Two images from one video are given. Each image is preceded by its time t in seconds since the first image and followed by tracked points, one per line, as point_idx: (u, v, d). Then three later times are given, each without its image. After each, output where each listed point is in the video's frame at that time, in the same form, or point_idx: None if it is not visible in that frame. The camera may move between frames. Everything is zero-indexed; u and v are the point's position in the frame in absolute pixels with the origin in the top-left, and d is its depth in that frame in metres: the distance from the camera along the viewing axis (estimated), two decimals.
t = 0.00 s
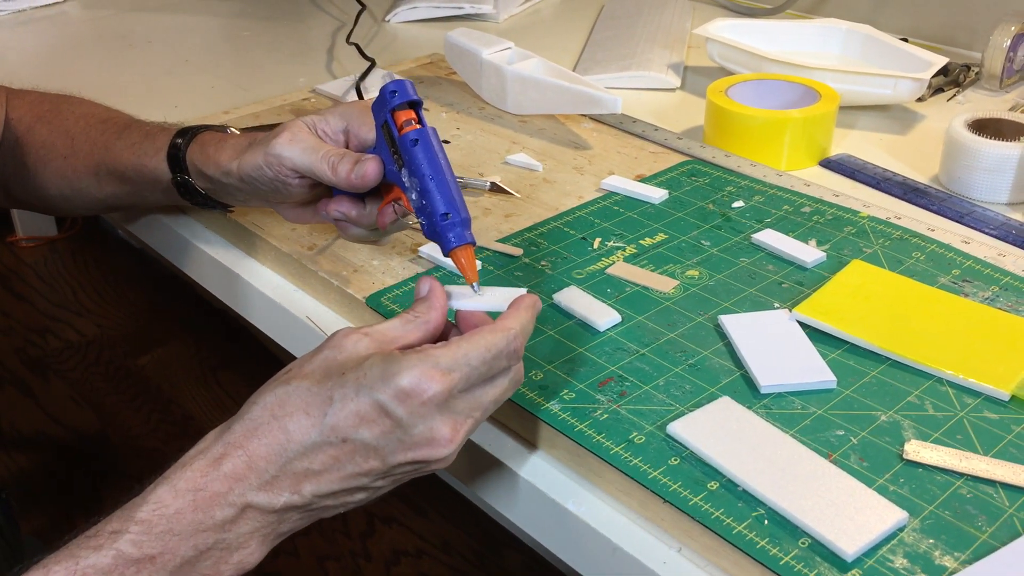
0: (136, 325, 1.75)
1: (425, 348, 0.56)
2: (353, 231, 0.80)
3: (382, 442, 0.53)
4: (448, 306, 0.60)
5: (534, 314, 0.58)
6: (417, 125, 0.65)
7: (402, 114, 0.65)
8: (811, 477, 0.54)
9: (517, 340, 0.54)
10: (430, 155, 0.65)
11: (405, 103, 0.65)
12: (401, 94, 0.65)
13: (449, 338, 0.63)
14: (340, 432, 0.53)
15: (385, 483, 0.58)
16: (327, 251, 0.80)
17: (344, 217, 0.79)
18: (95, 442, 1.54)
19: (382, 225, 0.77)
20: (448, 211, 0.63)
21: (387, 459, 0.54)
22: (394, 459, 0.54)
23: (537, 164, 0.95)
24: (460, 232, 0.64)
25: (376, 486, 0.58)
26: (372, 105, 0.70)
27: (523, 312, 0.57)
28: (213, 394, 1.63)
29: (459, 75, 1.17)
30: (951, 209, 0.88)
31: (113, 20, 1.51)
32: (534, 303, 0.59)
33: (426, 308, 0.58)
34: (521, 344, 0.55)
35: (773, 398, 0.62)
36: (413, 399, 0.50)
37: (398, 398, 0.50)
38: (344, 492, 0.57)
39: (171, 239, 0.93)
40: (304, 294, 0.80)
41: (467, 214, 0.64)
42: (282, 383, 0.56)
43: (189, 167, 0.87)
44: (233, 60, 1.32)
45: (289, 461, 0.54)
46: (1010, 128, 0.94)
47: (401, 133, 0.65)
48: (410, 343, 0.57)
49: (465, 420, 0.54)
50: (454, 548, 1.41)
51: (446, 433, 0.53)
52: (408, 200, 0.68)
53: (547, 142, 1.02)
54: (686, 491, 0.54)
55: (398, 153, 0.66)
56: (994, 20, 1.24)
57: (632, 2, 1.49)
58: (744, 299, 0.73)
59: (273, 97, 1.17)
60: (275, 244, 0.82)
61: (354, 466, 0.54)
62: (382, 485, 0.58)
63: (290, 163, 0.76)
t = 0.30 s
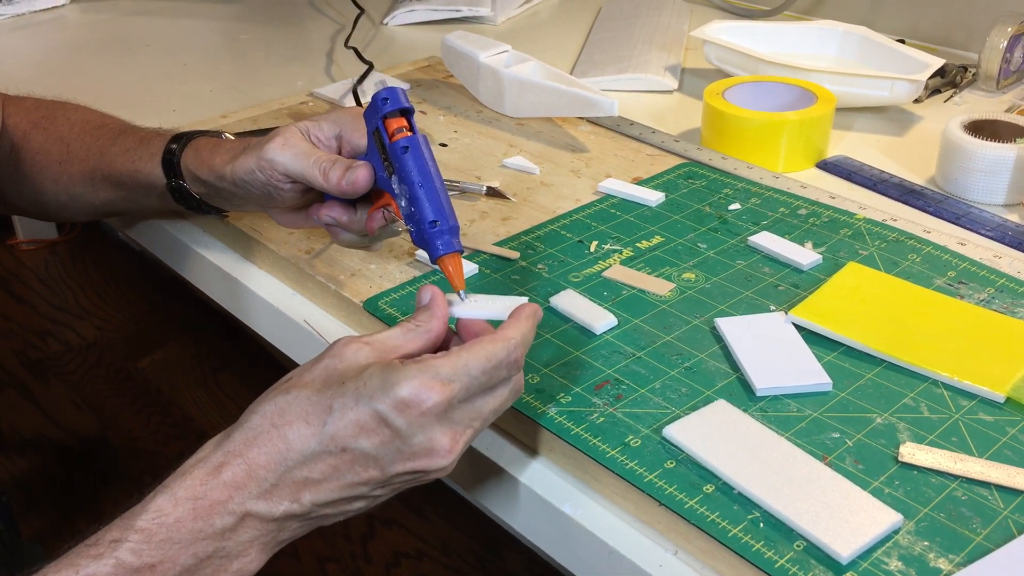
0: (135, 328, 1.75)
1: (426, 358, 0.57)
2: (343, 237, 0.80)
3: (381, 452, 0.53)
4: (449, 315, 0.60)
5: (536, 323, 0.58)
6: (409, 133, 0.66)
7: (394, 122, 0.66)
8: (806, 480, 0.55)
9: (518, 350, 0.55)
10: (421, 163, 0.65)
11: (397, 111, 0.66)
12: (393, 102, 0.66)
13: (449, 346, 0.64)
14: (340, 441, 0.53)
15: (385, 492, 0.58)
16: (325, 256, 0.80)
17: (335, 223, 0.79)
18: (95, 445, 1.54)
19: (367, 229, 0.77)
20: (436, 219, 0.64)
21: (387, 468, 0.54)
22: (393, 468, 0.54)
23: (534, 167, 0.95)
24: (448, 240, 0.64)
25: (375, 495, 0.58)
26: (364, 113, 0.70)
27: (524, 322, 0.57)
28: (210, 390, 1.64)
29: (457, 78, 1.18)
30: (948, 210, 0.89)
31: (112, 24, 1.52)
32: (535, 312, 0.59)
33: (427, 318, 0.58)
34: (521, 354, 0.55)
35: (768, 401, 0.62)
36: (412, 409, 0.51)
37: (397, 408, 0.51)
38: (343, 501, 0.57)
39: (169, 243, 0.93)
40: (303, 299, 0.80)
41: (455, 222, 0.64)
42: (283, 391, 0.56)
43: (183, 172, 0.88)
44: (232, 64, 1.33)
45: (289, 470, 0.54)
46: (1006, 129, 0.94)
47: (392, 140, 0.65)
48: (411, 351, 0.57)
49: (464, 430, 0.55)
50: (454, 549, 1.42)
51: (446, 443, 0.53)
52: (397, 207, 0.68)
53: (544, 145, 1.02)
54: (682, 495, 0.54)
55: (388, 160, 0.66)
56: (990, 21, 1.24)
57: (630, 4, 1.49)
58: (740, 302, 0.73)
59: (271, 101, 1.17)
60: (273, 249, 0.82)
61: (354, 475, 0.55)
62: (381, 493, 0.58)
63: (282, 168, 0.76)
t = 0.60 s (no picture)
0: (138, 329, 1.75)
1: (424, 358, 0.57)
2: (337, 233, 0.80)
3: (379, 451, 0.53)
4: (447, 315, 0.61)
5: (533, 322, 0.58)
6: (400, 133, 0.66)
7: (386, 121, 0.66)
8: (804, 477, 0.55)
9: (515, 349, 0.55)
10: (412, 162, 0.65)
11: (389, 110, 0.66)
12: (386, 101, 0.66)
13: (448, 345, 0.64)
14: (338, 440, 0.53)
15: (383, 490, 0.58)
16: (324, 256, 0.80)
17: (328, 219, 0.79)
18: (97, 446, 1.54)
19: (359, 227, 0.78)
20: (426, 218, 0.64)
21: (385, 467, 0.55)
22: (391, 467, 0.55)
23: (534, 166, 0.95)
24: (437, 239, 0.64)
25: (374, 493, 0.58)
26: (357, 112, 0.70)
27: (520, 321, 0.58)
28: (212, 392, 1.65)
29: (457, 77, 1.18)
30: (947, 208, 0.89)
31: (112, 25, 1.52)
32: (531, 309, 0.59)
33: (425, 318, 0.58)
34: (519, 352, 0.55)
35: (766, 398, 0.62)
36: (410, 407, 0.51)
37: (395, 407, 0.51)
38: (341, 498, 0.57)
39: (168, 242, 0.93)
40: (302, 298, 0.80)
41: (445, 222, 0.65)
42: (282, 390, 0.56)
43: (179, 168, 0.88)
44: (232, 64, 1.33)
45: (287, 469, 0.55)
46: (1006, 127, 0.94)
47: (384, 139, 0.66)
48: (410, 352, 0.57)
49: (462, 429, 0.55)
50: (455, 548, 1.42)
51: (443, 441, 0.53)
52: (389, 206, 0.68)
53: (543, 144, 1.02)
54: (679, 492, 0.54)
55: (380, 160, 0.66)
56: (991, 19, 1.24)
57: (630, 3, 1.49)
58: (739, 300, 0.73)
59: (271, 100, 1.17)
60: (270, 247, 0.82)
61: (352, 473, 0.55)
62: (380, 492, 0.58)
63: (275, 164, 0.77)
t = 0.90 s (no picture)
0: (144, 334, 1.75)
1: (421, 356, 0.57)
2: (355, 233, 0.81)
3: (379, 447, 0.54)
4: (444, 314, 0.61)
5: (527, 318, 0.58)
6: (418, 127, 0.66)
7: (403, 116, 0.66)
8: (809, 481, 0.55)
9: (511, 344, 0.55)
10: (430, 157, 0.65)
11: (405, 105, 0.66)
12: (401, 96, 0.66)
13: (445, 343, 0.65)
14: (338, 437, 0.54)
15: (383, 486, 0.59)
16: (328, 259, 0.81)
17: (345, 219, 0.79)
18: (101, 448, 1.55)
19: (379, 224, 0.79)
20: (445, 211, 0.64)
21: (385, 463, 0.55)
22: (391, 463, 0.55)
23: (538, 169, 0.96)
24: (457, 231, 0.65)
25: (374, 489, 0.59)
26: (373, 106, 0.70)
27: (516, 316, 0.58)
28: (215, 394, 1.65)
29: (462, 81, 1.18)
30: (952, 211, 0.89)
31: (118, 29, 1.53)
32: (525, 304, 0.60)
33: (421, 318, 0.59)
34: (514, 347, 0.55)
35: (771, 402, 0.62)
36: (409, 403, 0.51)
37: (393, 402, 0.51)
38: (341, 495, 0.58)
39: (174, 245, 0.94)
40: (306, 301, 0.81)
41: (464, 214, 0.65)
42: (281, 389, 0.57)
43: (194, 173, 0.88)
44: (237, 68, 1.34)
45: (288, 466, 0.55)
46: (1010, 130, 0.94)
47: (400, 134, 0.66)
48: (406, 351, 0.58)
49: (460, 424, 0.55)
50: (459, 551, 1.42)
51: (441, 436, 0.54)
52: (408, 199, 0.68)
53: (547, 147, 1.02)
54: (684, 496, 0.54)
55: (398, 154, 0.67)
56: (996, 22, 1.24)
57: (634, 7, 1.49)
58: (744, 303, 0.74)
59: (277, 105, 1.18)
60: (275, 250, 0.83)
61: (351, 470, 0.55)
62: (380, 488, 0.59)
63: (292, 164, 0.77)
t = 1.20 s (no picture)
0: (155, 340, 1.70)
1: (426, 355, 0.58)
2: (377, 239, 0.81)
3: (387, 446, 0.55)
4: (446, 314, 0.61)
5: (529, 315, 0.59)
6: (436, 130, 0.67)
7: (421, 119, 0.67)
8: (821, 490, 0.55)
9: (515, 341, 0.56)
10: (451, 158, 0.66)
11: (423, 108, 0.67)
12: (418, 101, 0.67)
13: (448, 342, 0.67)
14: (346, 437, 0.54)
15: (391, 485, 0.60)
16: (338, 266, 0.81)
17: (368, 226, 0.80)
18: (111, 455, 1.59)
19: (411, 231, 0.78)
20: (470, 211, 0.65)
21: (392, 462, 0.56)
22: (399, 462, 0.56)
23: (547, 177, 0.96)
24: (483, 229, 0.65)
25: (382, 489, 0.59)
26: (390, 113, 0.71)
27: (518, 314, 0.59)
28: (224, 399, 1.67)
29: (471, 88, 1.19)
30: (960, 218, 0.89)
31: (128, 36, 1.54)
32: (527, 303, 0.61)
33: (425, 318, 0.59)
34: (518, 345, 0.57)
35: (782, 410, 0.63)
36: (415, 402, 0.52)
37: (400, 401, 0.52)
38: (350, 495, 0.58)
39: (185, 252, 0.94)
40: (317, 307, 0.81)
41: (489, 213, 0.66)
42: (288, 391, 0.57)
43: (211, 183, 0.89)
44: (247, 76, 1.34)
45: (297, 467, 0.56)
46: (1019, 137, 0.94)
47: (421, 138, 0.66)
48: (411, 351, 0.58)
49: (466, 421, 0.56)
50: (466, 556, 1.42)
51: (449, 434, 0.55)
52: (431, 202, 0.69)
53: (556, 154, 1.03)
54: (696, 504, 0.55)
55: (419, 158, 0.67)
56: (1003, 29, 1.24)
57: (642, 14, 1.50)
58: (754, 311, 0.74)
59: (287, 112, 1.19)
60: (286, 257, 0.83)
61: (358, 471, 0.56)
62: (388, 487, 0.59)
63: (313, 173, 0.78)
